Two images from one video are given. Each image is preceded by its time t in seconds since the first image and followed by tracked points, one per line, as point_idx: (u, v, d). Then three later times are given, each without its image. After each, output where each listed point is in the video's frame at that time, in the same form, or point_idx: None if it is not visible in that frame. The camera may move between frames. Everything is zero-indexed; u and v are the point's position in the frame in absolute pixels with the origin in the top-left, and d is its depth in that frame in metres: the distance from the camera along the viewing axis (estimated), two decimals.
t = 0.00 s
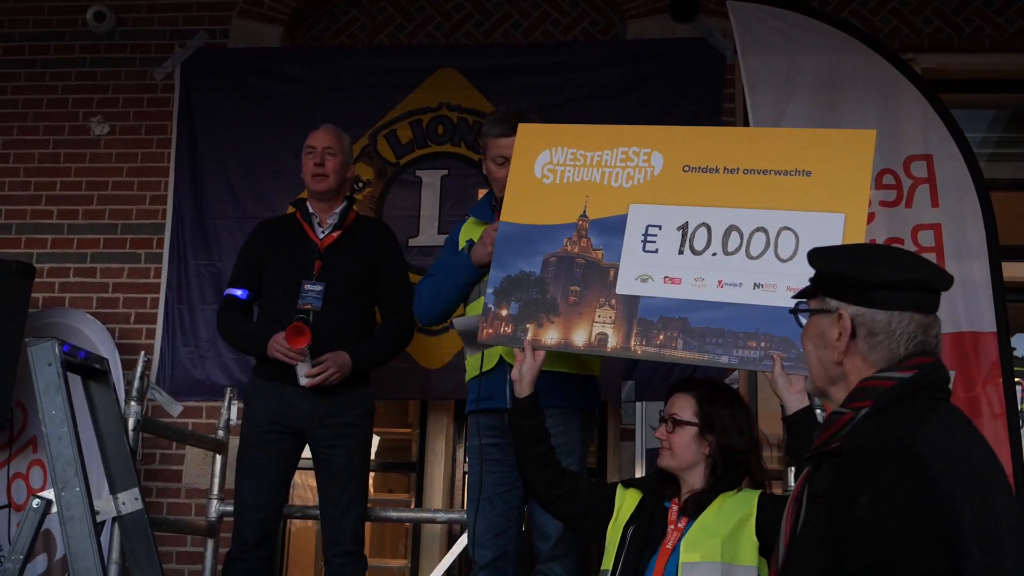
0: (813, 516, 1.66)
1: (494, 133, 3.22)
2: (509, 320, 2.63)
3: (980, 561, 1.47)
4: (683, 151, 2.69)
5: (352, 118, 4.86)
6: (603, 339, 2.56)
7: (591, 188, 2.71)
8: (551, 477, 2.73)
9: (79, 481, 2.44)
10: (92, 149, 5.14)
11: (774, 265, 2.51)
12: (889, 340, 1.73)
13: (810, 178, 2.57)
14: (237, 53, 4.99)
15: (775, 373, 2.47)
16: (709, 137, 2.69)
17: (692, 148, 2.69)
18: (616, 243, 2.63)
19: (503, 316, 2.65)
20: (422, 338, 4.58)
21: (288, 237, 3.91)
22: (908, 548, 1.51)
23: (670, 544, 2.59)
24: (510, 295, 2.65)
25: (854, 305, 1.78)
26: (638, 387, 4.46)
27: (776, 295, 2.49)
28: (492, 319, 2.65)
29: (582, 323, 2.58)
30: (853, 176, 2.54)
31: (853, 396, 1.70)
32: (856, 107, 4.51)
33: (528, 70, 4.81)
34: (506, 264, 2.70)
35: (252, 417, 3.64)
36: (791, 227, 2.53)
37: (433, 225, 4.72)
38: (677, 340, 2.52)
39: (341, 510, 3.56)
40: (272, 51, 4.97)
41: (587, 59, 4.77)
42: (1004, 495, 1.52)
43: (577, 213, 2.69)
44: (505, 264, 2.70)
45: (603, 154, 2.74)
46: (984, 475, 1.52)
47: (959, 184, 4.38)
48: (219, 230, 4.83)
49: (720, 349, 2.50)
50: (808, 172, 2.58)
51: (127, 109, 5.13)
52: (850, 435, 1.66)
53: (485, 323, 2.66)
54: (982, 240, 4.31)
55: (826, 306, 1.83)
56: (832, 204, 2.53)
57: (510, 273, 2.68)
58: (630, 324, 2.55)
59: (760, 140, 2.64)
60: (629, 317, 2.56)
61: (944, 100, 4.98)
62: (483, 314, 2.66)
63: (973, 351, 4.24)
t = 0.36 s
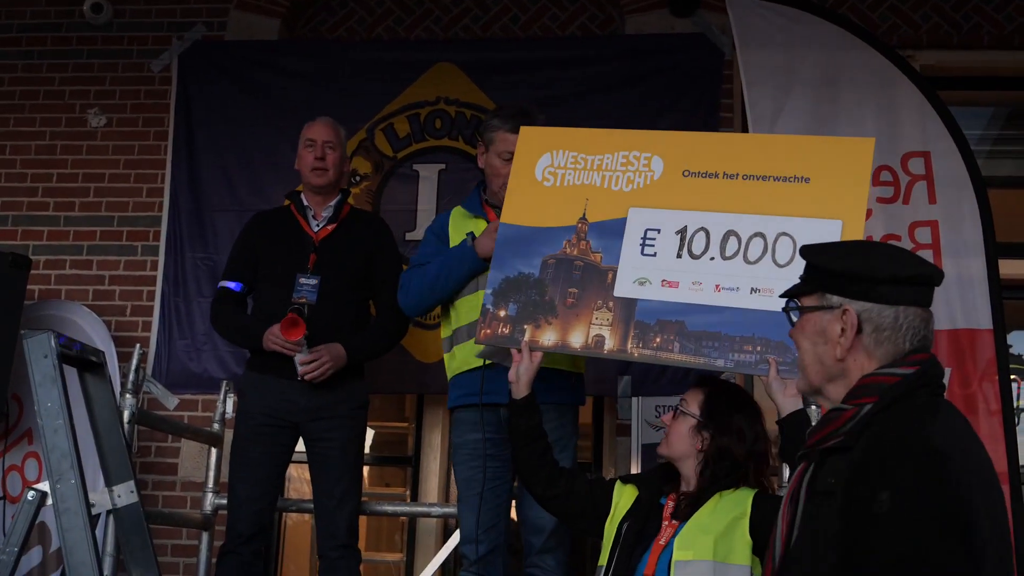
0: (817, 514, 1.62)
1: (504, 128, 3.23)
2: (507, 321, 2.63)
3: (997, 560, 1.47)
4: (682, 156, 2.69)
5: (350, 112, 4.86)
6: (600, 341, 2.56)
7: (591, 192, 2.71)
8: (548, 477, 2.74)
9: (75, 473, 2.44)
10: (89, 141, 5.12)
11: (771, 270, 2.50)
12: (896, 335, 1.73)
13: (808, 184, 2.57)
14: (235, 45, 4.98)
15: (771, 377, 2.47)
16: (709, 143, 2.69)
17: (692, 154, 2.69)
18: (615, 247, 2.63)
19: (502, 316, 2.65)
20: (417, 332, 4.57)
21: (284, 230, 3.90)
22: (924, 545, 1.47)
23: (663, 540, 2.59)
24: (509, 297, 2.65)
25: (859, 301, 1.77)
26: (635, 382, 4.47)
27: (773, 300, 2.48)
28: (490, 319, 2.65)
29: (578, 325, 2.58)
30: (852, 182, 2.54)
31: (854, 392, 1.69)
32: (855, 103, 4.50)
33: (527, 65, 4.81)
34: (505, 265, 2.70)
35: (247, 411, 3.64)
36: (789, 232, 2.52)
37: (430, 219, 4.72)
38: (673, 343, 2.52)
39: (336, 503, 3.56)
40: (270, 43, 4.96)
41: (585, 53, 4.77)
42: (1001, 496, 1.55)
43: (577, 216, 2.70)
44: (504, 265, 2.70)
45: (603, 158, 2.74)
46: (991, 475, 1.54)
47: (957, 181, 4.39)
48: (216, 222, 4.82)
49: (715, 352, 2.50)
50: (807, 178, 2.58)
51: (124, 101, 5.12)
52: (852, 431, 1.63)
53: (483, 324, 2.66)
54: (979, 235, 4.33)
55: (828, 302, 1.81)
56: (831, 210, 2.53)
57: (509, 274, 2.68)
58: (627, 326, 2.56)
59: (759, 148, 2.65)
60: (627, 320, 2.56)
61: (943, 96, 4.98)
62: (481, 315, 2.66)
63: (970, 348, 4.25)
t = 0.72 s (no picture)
0: (826, 506, 1.62)
1: (499, 117, 3.23)
2: (501, 316, 2.63)
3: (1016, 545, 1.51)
4: (678, 157, 2.69)
5: (344, 103, 4.85)
6: (591, 337, 2.56)
7: (588, 191, 2.72)
8: (542, 469, 2.76)
9: (68, 464, 2.44)
10: (80, 132, 5.11)
11: (763, 269, 2.52)
12: (903, 322, 1.75)
13: (802, 185, 2.57)
14: (227, 35, 4.96)
15: (759, 375, 2.46)
16: (705, 143, 2.69)
17: (687, 154, 2.69)
18: (609, 244, 2.64)
19: (495, 311, 2.64)
20: (410, 323, 4.57)
21: (276, 220, 3.90)
22: (931, 534, 1.51)
23: (656, 528, 2.60)
24: (503, 292, 2.65)
25: (866, 289, 1.78)
26: (628, 372, 4.46)
27: (764, 298, 2.49)
28: (484, 313, 2.65)
29: (571, 320, 2.58)
30: (848, 184, 2.54)
31: (862, 380, 1.69)
32: (848, 93, 4.51)
33: (520, 55, 4.80)
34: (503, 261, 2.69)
35: (240, 401, 3.64)
36: (781, 232, 2.53)
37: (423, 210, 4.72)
38: (663, 339, 2.52)
39: (329, 494, 3.57)
40: (263, 33, 4.94)
41: (579, 44, 4.76)
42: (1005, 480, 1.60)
43: (573, 214, 2.70)
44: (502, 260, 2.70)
45: (601, 157, 2.75)
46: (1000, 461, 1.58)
47: (949, 172, 4.40)
48: (208, 213, 4.81)
49: (705, 348, 2.49)
50: (801, 179, 2.58)
51: (116, 92, 5.11)
52: (858, 419, 1.63)
53: (477, 318, 2.65)
54: (972, 225, 4.34)
55: (832, 290, 1.81)
56: (825, 212, 2.53)
57: (503, 270, 2.68)
58: (618, 323, 2.55)
59: (754, 148, 2.65)
60: (618, 316, 2.56)
61: (935, 87, 4.98)
62: (475, 309, 2.65)
63: (963, 338, 4.27)
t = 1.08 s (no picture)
0: (842, 495, 1.63)
1: (499, 110, 3.24)
2: (503, 309, 2.63)
3: None
4: (678, 149, 2.69)
5: (344, 96, 4.84)
6: (592, 331, 2.56)
7: (588, 182, 2.71)
8: (542, 463, 2.76)
9: (70, 457, 2.45)
10: (81, 125, 5.10)
11: (764, 263, 2.53)
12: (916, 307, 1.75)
13: (803, 178, 2.58)
14: (228, 28, 4.96)
15: (758, 370, 2.48)
16: (705, 135, 2.69)
17: (688, 145, 2.68)
18: (611, 236, 2.63)
19: (497, 305, 2.64)
20: (410, 316, 4.58)
21: (276, 213, 3.90)
22: (962, 518, 1.44)
23: (656, 521, 2.60)
24: (504, 285, 2.65)
25: (878, 273, 1.78)
26: (629, 366, 4.46)
27: (765, 293, 2.51)
28: (486, 307, 2.65)
29: (572, 314, 2.58)
30: (848, 175, 2.56)
31: (876, 366, 1.70)
32: (849, 87, 4.50)
33: (522, 48, 4.79)
34: (504, 253, 2.69)
35: (240, 395, 3.64)
36: (783, 225, 2.55)
37: (424, 203, 4.72)
38: (664, 334, 2.53)
39: (330, 487, 3.57)
40: (263, 26, 4.93)
41: (579, 37, 4.76)
42: None
43: (574, 206, 2.69)
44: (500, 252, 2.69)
45: (602, 149, 2.74)
46: None
47: (950, 166, 4.40)
48: (209, 206, 4.81)
49: (705, 344, 2.52)
50: (802, 172, 2.59)
51: (116, 84, 5.10)
52: (870, 406, 1.65)
53: (478, 312, 2.65)
54: (972, 220, 4.35)
55: (844, 276, 1.82)
56: (827, 205, 2.55)
57: (505, 264, 2.67)
58: (620, 316, 2.56)
59: (754, 141, 2.65)
60: (620, 310, 2.56)
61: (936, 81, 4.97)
62: (477, 303, 2.65)
63: (963, 333, 4.27)
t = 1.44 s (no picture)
0: (868, 488, 1.65)
1: (505, 106, 3.25)
2: (521, 310, 2.62)
3: None
4: (697, 152, 2.68)
5: (357, 95, 4.85)
6: (610, 332, 2.57)
7: (606, 185, 2.70)
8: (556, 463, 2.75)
9: (88, 456, 2.46)
10: (95, 126, 5.13)
11: (782, 265, 2.54)
12: (928, 302, 1.79)
13: (822, 181, 2.58)
14: (240, 28, 4.97)
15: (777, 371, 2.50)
16: (724, 137, 2.68)
17: (706, 147, 2.68)
18: (629, 239, 2.63)
19: (515, 306, 2.63)
20: (425, 315, 4.59)
21: (290, 211, 3.91)
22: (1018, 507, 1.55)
23: (678, 515, 2.61)
24: (522, 287, 2.64)
25: (892, 270, 1.81)
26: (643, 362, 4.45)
27: (783, 295, 2.52)
28: (504, 308, 2.63)
29: (590, 316, 2.58)
30: (867, 176, 2.56)
31: (892, 361, 1.73)
32: (863, 81, 4.49)
33: (534, 45, 4.79)
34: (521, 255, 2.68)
35: (257, 393, 3.65)
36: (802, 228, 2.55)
37: (437, 201, 4.72)
38: (683, 335, 2.53)
39: (347, 484, 3.58)
40: (276, 25, 4.95)
41: (591, 34, 4.75)
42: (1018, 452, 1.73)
43: (592, 209, 2.68)
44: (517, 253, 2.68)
45: (620, 151, 2.73)
46: None
47: (966, 161, 4.37)
48: (223, 205, 4.82)
49: (724, 345, 2.52)
50: (822, 174, 2.58)
51: (130, 85, 5.12)
52: (889, 400, 1.68)
53: (496, 313, 2.64)
54: (987, 214, 4.31)
55: (857, 273, 1.84)
56: (845, 208, 2.55)
57: (524, 265, 2.66)
58: (638, 317, 2.56)
59: (773, 144, 2.64)
60: (638, 311, 2.57)
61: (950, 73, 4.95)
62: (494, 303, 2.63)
63: (979, 326, 4.25)
